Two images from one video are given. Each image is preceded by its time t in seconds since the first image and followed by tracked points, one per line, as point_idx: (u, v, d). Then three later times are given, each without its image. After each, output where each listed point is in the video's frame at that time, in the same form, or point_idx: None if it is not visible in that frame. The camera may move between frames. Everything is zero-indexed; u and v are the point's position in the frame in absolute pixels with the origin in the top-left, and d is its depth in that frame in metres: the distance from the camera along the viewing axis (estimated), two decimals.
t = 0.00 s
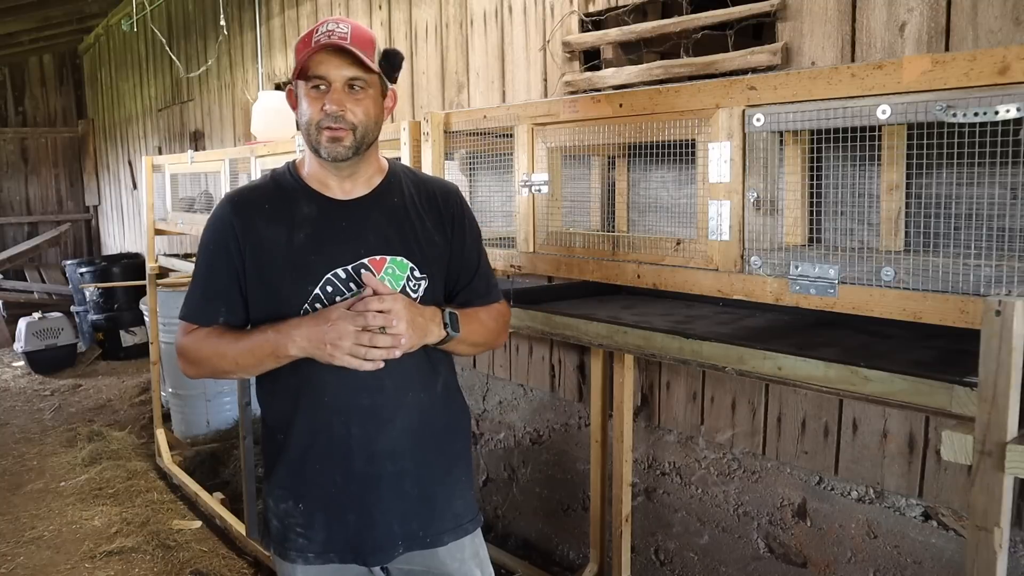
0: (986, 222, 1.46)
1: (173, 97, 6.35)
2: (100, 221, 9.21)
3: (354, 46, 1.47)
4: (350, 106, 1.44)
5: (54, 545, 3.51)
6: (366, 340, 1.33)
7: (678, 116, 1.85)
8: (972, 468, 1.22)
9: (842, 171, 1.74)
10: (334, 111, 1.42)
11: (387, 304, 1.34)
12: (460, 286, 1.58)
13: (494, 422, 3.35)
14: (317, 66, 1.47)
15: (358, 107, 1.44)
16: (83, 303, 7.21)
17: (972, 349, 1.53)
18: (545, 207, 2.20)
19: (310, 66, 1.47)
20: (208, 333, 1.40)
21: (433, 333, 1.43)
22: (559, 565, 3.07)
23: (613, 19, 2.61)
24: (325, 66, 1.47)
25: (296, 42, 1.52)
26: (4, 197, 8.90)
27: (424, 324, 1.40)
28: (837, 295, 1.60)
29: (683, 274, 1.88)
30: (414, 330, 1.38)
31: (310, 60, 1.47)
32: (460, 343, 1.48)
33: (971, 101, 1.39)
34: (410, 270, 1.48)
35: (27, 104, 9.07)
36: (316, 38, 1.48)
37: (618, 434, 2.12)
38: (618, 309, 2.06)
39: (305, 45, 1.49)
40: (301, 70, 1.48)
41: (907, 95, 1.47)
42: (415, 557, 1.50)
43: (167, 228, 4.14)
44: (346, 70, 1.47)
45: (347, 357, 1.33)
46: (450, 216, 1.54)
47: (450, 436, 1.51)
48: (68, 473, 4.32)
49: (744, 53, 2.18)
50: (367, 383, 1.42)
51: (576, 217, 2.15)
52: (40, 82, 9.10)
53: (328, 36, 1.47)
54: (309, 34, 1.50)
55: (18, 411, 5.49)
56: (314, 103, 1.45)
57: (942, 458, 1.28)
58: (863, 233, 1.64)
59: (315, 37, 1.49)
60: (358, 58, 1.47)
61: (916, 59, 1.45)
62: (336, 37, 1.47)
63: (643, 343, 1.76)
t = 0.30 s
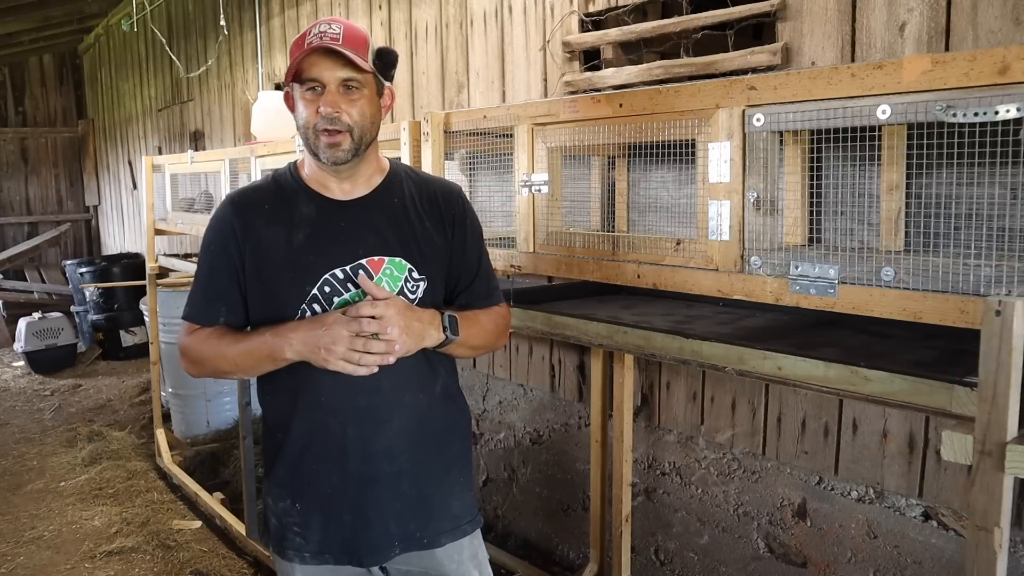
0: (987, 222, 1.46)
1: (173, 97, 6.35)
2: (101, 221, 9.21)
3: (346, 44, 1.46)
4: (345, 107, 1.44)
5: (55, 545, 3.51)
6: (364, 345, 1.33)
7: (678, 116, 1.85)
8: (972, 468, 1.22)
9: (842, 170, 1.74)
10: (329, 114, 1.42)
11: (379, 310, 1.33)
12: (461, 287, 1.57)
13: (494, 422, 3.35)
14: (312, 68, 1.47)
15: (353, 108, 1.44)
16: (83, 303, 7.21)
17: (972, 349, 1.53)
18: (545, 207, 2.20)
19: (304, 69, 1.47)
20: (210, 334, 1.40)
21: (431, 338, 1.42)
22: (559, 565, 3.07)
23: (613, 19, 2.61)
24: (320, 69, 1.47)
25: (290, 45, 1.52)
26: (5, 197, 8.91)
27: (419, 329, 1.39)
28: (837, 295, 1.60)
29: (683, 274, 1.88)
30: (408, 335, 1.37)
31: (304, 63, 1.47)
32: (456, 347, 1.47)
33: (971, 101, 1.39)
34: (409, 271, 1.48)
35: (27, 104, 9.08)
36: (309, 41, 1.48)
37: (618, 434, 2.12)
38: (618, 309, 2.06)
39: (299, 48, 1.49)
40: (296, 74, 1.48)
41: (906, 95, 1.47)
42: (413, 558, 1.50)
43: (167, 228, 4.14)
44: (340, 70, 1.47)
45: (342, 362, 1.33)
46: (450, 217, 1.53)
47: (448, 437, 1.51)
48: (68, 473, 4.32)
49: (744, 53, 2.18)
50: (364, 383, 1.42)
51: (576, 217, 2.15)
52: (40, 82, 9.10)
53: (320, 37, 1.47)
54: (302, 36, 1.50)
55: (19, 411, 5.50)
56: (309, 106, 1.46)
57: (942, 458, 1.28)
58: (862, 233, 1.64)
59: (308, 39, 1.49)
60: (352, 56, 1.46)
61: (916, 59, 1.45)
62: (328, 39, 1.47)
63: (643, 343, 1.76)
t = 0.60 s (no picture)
0: (986, 222, 1.46)
1: (173, 97, 6.35)
2: (100, 221, 9.21)
3: (351, 46, 1.46)
4: (347, 108, 1.44)
5: (54, 545, 3.51)
6: (365, 354, 1.33)
7: (678, 116, 1.85)
8: (972, 468, 1.22)
9: (842, 170, 1.74)
10: (331, 115, 1.42)
11: (379, 316, 1.34)
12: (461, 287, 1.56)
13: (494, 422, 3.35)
14: (313, 68, 1.47)
15: (355, 110, 1.44)
16: (83, 303, 7.21)
17: (972, 349, 1.53)
18: (545, 206, 2.20)
19: (306, 68, 1.47)
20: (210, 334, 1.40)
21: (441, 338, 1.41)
22: (559, 565, 3.07)
23: (613, 19, 2.61)
24: (322, 69, 1.46)
25: (291, 43, 1.51)
26: (4, 197, 8.91)
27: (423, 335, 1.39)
28: (837, 295, 1.60)
29: (683, 274, 1.89)
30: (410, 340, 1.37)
31: (305, 63, 1.47)
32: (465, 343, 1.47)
33: (971, 101, 1.39)
34: (406, 270, 1.47)
35: (27, 104, 9.08)
36: (311, 41, 1.47)
37: (618, 434, 2.12)
38: (618, 309, 2.06)
39: (300, 47, 1.48)
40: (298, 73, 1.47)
41: (906, 95, 1.47)
42: (411, 558, 1.49)
43: (167, 228, 4.14)
44: (343, 71, 1.47)
45: (340, 368, 1.32)
46: (449, 216, 1.53)
47: (448, 436, 1.50)
48: (68, 473, 4.32)
49: (744, 53, 2.19)
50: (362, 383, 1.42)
51: (576, 217, 2.16)
52: (40, 82, 9.11)
53: (324, 37, 1.46)
54: (305, 35, 1.49)
55: (18, 411, 5.50)
56: (312, 106, 1.45)
57: (942, 457, 1.28)
58: (862, 233, 1.64)
59: (310, 39, 1.48)
60: (355, 57, 1.46)
61: (916, 59, 1.45)
62: (331, 39, 1.46)
63: (644, 343, 1.76)
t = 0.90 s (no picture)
0: (986, 222, 1.46)
1: (173, 97, 6.35)
2: (100, 220, 9.21)
3: (347, 46, 1.48)
4: (343, 107, 1.45)
5: (55, 545, 3.51)
6: (316, 438, 1.20)
7: (678, 116, 1.84)
8: (972, 468, 1.22)
9: (842, 171, 1.74)
10: (327, 113, 1.42)
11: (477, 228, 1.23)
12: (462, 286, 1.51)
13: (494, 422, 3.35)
14: (310, 69, 1.48)
15: (352, 109, 1.45)
16: (83, 303, 7.21)
17: (972, 349, 1.53)
18: (545, 206, 2.20)
19: (303, 69, 1.49)
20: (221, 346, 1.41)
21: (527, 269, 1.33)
22: (559, 565, 3.07)
23: (613, 19, 2.61)
24: (319, 69, 1.48)
25: (291, 46, 1.54)
26: (4, 197, 8.91)
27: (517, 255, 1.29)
28: (837, 295, 1.59)
29: (683, 274, 1.88)
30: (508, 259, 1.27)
31: (303, 64, 1.49)
32: (540, 286, 1.39)
33: (971, 101, 1.39)
34: (397, 267, 1.42)
35: (27, 104, 9.08)
36: (309, 42, 1.50)
37: (617, 434, 2.12)
38: (618, 309, 2.06)
39: (299, 49, 1.51)
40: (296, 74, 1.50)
41: (906, 95, 1.47)
42: (394, 559, 1.44)
43: (167, 228, 4.15)
44: (340, 71, 1.48)
45: (289, 440, 1.20)
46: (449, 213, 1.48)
47: (435, 437, 1.44)
48: (68, 473, 4.32)
49: (744, 53, 2.19)
50: (341, 379, 1.40)
51: (576, 217, 2.16)
52: (40, 82, 9.11)
53: (321, 38, 1.49)
54: (303, 38, 1.52)
55: (19, 411, 5.50)
56: (309, 106, 1.46)
57: (942, 458, 1.27)
58: (862, 233, 1.64)
59: (308, 41, 1.51)
60: (351, 57, 1.47)
61: (916, 59, 1.45)
62: (328, 40, 1.48)
63: (643, 343, 1.76)
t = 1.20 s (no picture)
0: (986, 222, 1.46)
1: (173, 97, 6.35)
2: (100, 220, 9.21)
3: (333, 47, 1.40)
4: (333, 109, 1.38)
5: (55, 545, 3.51)
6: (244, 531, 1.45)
7: (678, 116, 1.84)
8: (972, 468, 1.22)
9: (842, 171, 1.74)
10: (316, 116, 1.37)
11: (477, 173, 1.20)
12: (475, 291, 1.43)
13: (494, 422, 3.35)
14: (302, 71, 1.43)
15: (341, 111, 1.38)
16: (83, 303, 7.21)
17: (972, 349, 1.53)
18: (545, 206, 2.20)
19: (296, 71, 1.44)
20: (224, 385, 1.51)
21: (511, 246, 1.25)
22: (559, 565, 3.06)
23: (614, 19, 2.61)
24: (309, 70, 1.42)
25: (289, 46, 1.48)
26: (5, 197, 8.91)
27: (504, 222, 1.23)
28: (837, 295, 1.59)
29: (683, 274, 1.88)
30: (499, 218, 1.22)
31: (296, 66, 1.43)
32: (523, 276, 1.30)
33: (971, 101, 1.39)
34: (393, 268, 1.37)
35: (27, 103, 9.08)
36: (300, 42, 1.43)
37: (617, 434, 2.12)
38: (617, 309, 2.06)
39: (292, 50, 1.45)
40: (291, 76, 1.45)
41: (906, 95, 1.47)
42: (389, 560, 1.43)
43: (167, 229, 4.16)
44: (328, 73, 1.40)
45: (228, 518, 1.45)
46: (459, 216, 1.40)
47: (434, 442, 1.40)
48: (68, 473, 4.32)
49: (744, 53, 2.19)
50: (335, 379, 1.39)
51: (576, 217, 2.16)
52: (40, 82, 9.11)
53: (309, 41, 1.42)
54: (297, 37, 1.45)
55: (19, 411, 5.50)
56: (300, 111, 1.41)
57: (942, 458, 1.27)
58: (863, 233, 1.64)
59: (300, 40, 1.44)
60: (336, 57, 1.39)
61: (916, 59, 1.45)
62: (315, 40, 1.41)
63: (643, 343, 1.76)
